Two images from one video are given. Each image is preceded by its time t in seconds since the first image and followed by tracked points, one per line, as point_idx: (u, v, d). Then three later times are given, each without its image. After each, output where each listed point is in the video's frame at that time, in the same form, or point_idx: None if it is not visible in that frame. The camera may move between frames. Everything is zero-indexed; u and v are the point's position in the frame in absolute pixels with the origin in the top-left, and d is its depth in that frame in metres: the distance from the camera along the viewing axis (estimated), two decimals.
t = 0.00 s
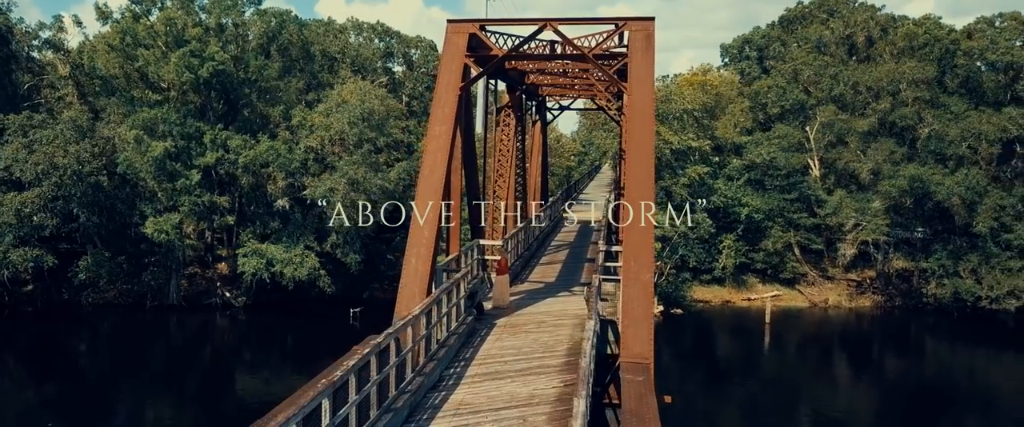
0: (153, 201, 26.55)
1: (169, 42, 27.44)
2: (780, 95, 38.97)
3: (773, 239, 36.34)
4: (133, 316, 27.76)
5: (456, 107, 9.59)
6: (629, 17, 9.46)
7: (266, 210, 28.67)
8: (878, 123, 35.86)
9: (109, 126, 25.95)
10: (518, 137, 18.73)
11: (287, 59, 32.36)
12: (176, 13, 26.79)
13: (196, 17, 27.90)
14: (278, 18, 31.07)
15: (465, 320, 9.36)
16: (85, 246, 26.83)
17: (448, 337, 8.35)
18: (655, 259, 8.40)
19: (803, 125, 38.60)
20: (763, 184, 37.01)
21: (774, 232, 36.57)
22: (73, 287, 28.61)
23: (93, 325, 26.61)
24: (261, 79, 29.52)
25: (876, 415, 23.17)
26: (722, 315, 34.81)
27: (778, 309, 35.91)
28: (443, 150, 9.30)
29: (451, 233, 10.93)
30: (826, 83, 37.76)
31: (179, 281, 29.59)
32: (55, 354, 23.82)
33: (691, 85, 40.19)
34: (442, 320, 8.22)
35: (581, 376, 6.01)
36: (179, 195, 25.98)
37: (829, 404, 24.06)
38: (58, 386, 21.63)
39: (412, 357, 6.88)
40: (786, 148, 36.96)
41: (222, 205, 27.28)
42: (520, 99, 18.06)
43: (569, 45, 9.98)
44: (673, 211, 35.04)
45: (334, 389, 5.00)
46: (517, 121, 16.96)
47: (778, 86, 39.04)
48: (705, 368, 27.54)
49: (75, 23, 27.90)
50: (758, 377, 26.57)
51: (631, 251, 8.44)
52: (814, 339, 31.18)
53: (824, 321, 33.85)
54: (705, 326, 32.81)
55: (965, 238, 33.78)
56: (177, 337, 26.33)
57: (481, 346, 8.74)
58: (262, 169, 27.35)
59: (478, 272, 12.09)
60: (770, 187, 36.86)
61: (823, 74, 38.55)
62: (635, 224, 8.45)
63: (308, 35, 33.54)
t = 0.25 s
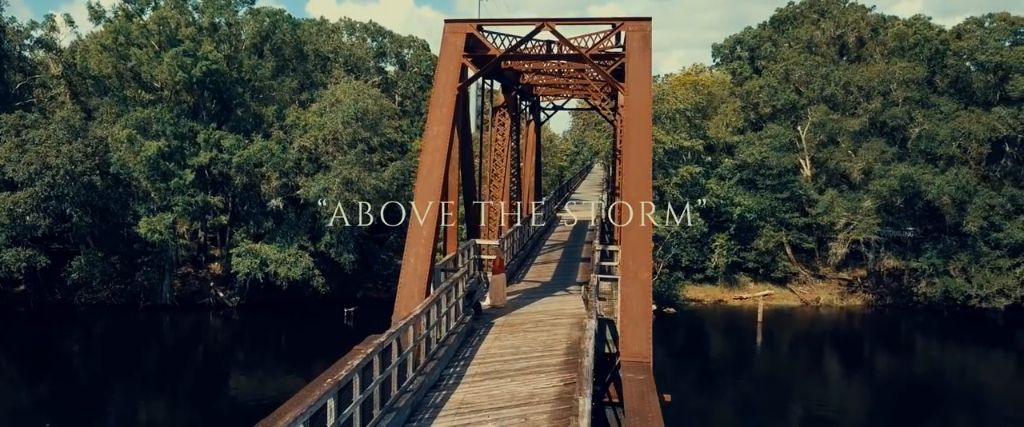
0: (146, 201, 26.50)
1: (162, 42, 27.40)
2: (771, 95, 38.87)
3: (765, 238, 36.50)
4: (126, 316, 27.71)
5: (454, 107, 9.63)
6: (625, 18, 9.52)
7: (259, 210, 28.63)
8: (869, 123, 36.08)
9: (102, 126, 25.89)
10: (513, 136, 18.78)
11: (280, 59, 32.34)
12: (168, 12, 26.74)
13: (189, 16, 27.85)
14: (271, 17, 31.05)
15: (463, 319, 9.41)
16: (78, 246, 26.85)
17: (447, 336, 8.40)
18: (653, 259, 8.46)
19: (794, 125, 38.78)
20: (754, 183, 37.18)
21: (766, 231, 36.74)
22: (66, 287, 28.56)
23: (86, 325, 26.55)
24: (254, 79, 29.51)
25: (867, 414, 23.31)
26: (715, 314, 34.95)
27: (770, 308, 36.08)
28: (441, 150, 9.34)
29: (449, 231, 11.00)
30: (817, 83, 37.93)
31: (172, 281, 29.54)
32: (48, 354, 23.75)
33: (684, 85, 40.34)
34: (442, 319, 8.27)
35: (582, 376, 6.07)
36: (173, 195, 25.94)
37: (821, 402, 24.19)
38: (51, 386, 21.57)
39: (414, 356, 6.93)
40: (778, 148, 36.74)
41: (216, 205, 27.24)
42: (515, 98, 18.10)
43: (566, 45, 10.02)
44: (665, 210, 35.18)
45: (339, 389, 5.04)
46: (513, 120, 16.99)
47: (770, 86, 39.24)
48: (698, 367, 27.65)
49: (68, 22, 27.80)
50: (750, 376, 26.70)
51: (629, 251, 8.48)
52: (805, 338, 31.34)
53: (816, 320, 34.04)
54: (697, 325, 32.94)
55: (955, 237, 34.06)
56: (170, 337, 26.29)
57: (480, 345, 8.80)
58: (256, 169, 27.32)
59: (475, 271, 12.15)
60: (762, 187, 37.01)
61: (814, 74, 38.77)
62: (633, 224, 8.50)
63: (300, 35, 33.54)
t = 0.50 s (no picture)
0: (139, 201, 26.44)
1: (155, 41, 27.34)
2: (762, 95, 39.21)
3: (757, 238, 36.66)
4: (119, 316, 27.65)
5: (452, 107, 9.65)
6: (622, 18, 9.58)
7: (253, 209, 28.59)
8: (859, 122, 36.31)
9: (95, 125, 25.83)
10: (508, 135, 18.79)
11: (273, 59, 32.33)
12: (161, 12, 26.70)
13: (182, 16, 27.83)
14: (263, 17, 31.02)
15: (461, 318, 9.47)
16: (71, 246, 26.77)
17: (445, 334, 8.45)
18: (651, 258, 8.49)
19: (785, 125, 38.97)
20: (746, 183, 37.38)
21: (757, 230, 36.90)
22: (59, 287, 28.46)
23: (78, 325, 26.47)
24: (248, 78, 29.47)
25: (858, 412, 23.47)
26: (707, 313, 35.10)
27: (762, 307, 36.23)
28: (439, 150, 9.37)
29: (446, 230, 11.05)
30: (808, 83, 38.12)
31: (165, 281, 29.48)
32: (40, 355, 23.68)
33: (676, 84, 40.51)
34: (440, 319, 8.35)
35: (584, 376, 6.15)
36: (166, 195, 25.90)
37: (811, 400, 24.36)
38: (43, 386, 21.51)
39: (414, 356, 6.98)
40: (768, 148, 36.80)
41: (209, 205, 27.21)
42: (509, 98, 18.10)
43: (563, 45, 10.08)
44: (658, 210, 35.30)
45: (344, 387, 5.09)
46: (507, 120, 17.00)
47: (761, 86, 39.45)
48: (689, 366, 27.77)
49: (60, 21, 27.73)
50: (741, 374, 26.83)
51: (627, 250, 8.52)
52: (796, 336, 31.52)
53: (807, 319, 34.24)
54: (689, 324, 33.09)
55: (945, 236, 34.31)
56: (163, 337, 26.25)
57: (478, 344, 8.85)
58: (249, 169, 27.29)
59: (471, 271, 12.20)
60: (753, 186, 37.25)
61: (805, 74, 38.95)
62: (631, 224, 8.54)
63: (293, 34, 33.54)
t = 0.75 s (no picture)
0: (132, 200, 26.38)
1: (148, 40, 27.28)
2: (753, 95, 39.41)
3: (748, 237, 36.82)
4: (112, 316, 27.58)
5: (449, 107, 9.69)
6: (618, 18, 9.67)
7: (246, 209, 28.56)
8: (850, 122, 36.54)
9: (88, 125, 25.77)
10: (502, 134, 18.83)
11: (266, 59, 32.32)
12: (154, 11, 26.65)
13: (175, 16, 27.80)
14: (256, 16, 31.00)
15: (459, 318, 9.51)
16: (63, 246, 26.70)
17: (444, 333, 8.50)
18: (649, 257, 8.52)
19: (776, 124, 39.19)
20: (738, 182, 37.58)
21: (749, 229, 37.07)
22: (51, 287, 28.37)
23: (70, 325, 26.37)
24: (241, 78, 29.41)
25: (848, 410, 23.64)
26: (699, 312, 35.24)
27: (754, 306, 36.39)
28: (436, 149, 9.40)
29: (443, 230, 11.08)
30: (799, 83, 38.31)
31: (158, 281, 29.42)
32: (32, 355, 23.58)
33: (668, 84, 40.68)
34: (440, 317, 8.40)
35: (585, 374, 6.20)
36: (159, 195, 25.84)
37: (802, 398, 24.52)
38: (35, 387, 21.39)
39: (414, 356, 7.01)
40: (760, 148, 37.30)
41: (202, 204, 27.17)
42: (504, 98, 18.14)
43: (560, 44, 10.13)
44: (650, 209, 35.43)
45: (349, 386, 5.13)
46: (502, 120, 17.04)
47: (752, 86, 39.65)
48: (682, 365, 27.88)
49: (51, 20, 27.59)
50: (733, 373, 26.96)
51: (625, 249, 8.54)
52: (788, 335, 31.70)
53: (797, 318, 34.44)
54: (682, 323, 33.23)
55: (935, 235, 34.55)
56: (155, 337, 26.19)
57: (477, 343, 8.90)
58: (242, 169, 27.27)
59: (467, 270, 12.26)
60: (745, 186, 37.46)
61: (796, 74, 39.16)
62: (629, 223, 8.57)
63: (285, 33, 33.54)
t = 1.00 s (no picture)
0: (125, 200, 26.29)
1: (140, 40, 27.19)
2: (744, 95, 39.61)
3: (740, 236, 36.95)
4: (104, 317, 27.48)
5: (447, 107, 9.72)
6: (614, 18, 9.72)
7: (239, 209, 28.51)
8: (841, 122, 36.72)
9: (80, 125, 25.67)
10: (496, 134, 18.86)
11: (258, 59, 32.27)
12: (147, 11, 26.56)
13: (168, 15, 27.73)
14: (249, 16, 30.94)
15: (457, 317, 9.57)
16: (56, 246, 26.61)
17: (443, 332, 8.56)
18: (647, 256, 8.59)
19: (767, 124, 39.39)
20: (729, 182, 37.76)
21: (740, 229, 37.21)
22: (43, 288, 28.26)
23: (62, 326, 26.26)
24: (233, 77, 29.33)
25: (840, 408, 23.80)
26: (691, 311, 35.38)
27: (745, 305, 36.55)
28: (434, 150, 9.44)
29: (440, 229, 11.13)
30: (790, 83, 38.50)
31: (150, 281, 29.34)
32: (23, 356, 23.47)
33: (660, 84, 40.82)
34: (438, 317, 8.46)
35: (586, 373, 6.27)
36: (152, 195, 25.78)
37: (794, 397, 24.66)
38: (28, 389, 21.28)
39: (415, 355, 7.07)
40: (750, 147, 37.32)
41: (195, 204, 27.12)
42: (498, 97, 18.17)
43: (556, 44, 10.17)
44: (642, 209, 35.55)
45: (355, 385, 5.18)
46: (496, 120, 17.07)
47: (743, 86, 39.83)
48: (674, 364, 27.97)
49: (42, 19, 27.44)
50: (725, 372, 27.08)
51: (623, 249, 8.61)
52: (779, 334, 31.86)
53: (788, 316, 34.63)
54: (674, 322, 33.35)
55: (925, 234, 34.77)
56: (147, 337, 26.11)
57: (475, 342, 8.97)
58: (235, 169, 27.22)
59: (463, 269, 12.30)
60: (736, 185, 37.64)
61: (787, 74, 39.36)
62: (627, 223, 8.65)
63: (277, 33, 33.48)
